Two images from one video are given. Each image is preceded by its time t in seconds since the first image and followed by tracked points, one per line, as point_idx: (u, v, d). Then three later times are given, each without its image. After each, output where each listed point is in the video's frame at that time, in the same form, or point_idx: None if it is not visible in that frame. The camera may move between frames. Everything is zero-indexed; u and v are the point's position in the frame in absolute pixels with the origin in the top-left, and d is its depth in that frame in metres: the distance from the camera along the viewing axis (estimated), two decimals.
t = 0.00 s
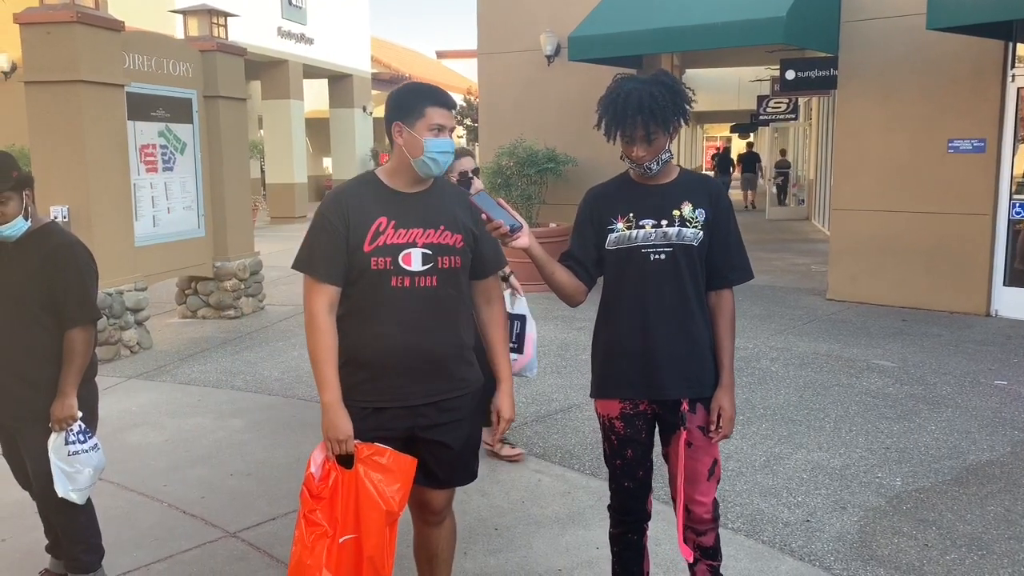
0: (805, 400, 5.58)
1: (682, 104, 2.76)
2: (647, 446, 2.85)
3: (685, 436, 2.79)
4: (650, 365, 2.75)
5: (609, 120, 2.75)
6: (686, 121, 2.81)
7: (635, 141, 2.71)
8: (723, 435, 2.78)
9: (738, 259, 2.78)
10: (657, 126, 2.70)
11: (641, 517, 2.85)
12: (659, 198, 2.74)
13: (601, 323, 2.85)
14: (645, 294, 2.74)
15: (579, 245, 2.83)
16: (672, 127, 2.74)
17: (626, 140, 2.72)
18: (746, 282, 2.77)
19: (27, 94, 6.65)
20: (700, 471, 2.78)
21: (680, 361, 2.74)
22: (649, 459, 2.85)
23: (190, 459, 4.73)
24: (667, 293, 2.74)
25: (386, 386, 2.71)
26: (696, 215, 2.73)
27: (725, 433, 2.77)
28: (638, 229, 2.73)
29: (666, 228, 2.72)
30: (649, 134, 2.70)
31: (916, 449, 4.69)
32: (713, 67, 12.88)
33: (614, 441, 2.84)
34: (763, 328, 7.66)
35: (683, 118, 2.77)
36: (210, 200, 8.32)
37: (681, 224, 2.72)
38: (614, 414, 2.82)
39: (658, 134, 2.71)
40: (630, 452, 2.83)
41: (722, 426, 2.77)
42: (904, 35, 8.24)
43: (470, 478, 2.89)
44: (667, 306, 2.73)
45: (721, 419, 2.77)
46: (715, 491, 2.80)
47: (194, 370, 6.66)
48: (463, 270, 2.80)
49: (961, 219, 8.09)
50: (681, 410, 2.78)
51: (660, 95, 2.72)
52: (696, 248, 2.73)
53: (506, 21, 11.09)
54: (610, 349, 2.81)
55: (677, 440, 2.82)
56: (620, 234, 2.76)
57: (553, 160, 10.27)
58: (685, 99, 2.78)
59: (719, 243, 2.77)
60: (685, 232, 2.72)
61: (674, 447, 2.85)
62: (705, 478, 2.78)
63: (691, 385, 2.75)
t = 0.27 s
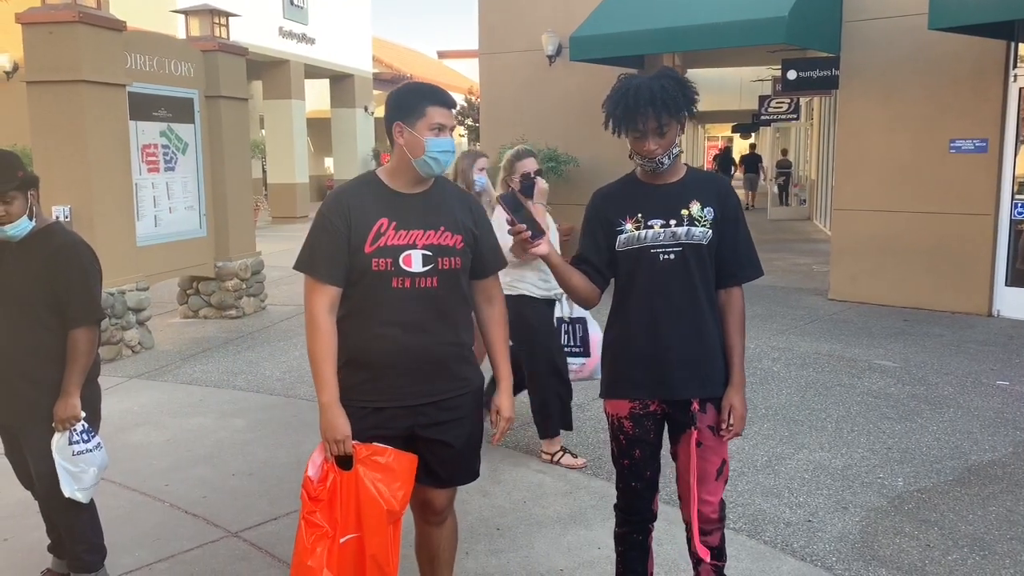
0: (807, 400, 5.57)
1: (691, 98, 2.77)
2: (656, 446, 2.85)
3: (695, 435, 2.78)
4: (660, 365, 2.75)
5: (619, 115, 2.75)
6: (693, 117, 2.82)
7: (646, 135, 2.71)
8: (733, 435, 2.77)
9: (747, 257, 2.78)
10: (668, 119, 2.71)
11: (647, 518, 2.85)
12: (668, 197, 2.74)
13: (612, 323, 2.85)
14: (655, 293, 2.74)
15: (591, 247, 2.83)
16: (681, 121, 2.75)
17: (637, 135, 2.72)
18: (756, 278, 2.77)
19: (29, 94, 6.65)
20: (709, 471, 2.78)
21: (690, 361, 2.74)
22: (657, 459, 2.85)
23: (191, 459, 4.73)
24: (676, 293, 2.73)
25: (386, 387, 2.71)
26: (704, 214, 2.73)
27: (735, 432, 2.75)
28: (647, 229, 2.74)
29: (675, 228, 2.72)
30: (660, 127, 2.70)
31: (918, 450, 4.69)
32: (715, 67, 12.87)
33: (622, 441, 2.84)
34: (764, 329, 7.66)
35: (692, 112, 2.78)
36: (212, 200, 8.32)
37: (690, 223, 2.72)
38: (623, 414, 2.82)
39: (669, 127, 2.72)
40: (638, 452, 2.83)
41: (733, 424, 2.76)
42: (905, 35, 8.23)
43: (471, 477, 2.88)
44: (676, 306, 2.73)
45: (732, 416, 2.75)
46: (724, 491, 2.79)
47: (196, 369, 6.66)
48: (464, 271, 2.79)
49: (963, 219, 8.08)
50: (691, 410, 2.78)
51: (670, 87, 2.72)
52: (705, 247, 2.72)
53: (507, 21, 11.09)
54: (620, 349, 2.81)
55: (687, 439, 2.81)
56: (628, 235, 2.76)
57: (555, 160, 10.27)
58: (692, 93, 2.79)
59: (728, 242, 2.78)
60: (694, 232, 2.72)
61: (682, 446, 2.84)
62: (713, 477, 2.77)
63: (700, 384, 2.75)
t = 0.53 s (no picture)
0: (808, 401, 5.57)
1: (694, 97, 2.77)
2: (661, 447, 2.85)
3: (701, 436, 2.78)
4: (666, 365, 2.76)
5: (621, 116, 2.76)
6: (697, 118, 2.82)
7: (648, 136, 2.72)
8: (740, 435, 2.78)
9: (756, 256, 2.78)
10: (670, 120, 2.72)
11: (651, 518, 2.85)
12: (675, 198, 2.74)
13: (621, 323, 2.86)
14: (663, 294, 2.75)
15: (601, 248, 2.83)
16: (684, 121, 2.75)
17: (640, 136, 2.73)
18: (765, 278, 2.77)
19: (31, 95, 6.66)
20: (714, 472, 2.79)
21: (697, 361, 2.74)
22: (662, 459, 2.85)
23: (193, 459, 4.74)
24: (683, 293, 2.73)
25: (387, 387, 2.72)
26: (712, 214, 2.73)
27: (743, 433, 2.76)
28: (655, 229, 2.74)
29: (682, 228, 2.72)
30: (661, 127, 2.71)
31: (919, 450, 4.69)
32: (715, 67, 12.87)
33: (627, 441, 2.85)
34: (765, 329, 7.66)
35: (695, 112, 2.78)
36: (214, 200, 8.33)
37: (697, 223, 2.72)
38: (629, 413, 2.83)
39: (670, 127, 2.72)
40: (643, 452, 2.83)
41: (741, 424, 2.76)
42: (907, 35, 8.23)
43: (470, 475, 2.89)
44: (684, 306, 2.73)
45: (741, 417, 2.76)
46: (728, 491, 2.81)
47: (197, 370, 6.67)
48: (464, 271, 2.80)
49: (964, 220, 8.08)
50: (698, 411, 2.78)
51: (672, 88, 2.73)
52: (713, 246, 2.73)
53: (508, 21, 11.09)
54: (626, 348, 2.81)
55: (692, 440, 2.81)
56: (637, 236, 2.76)
57: (556, 160, 10.27)
58: (696, 93, 2.79)
59: (736, 241, 2.77)
60: (701, 231, 2.72)
61: (686, 447, 2.84)
62: (718, 478, 2.79)
63: (708, 385, 2.74)
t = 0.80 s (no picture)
0: (808, 401, 5.57)
1: (696, 95, 2.76)
2: (661, 447, 2.85)
3: (701, 438, 2.79)
4: (667, 365, 2.76)
5: (621, 113, 2.77)
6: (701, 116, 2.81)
7: (647, 132, 2.72)
8: (739, 437, 2.78)
9: (758, 257, 2.77)
10: (669, 115, 2.71)
11: (651, 518, 2.85)
12: (677, 198, 2.74)
13: (621, 322, 2.86)
14: (663, 294, 2.75)
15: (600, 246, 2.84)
16: (686, 118, 2.75)
17: (639, 132, 2.73)
18: (766, 280, 2.76)
19: (32, 95, 6.66)
20: (714, 472, 2.79)
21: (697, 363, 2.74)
22: (662, 460, 2.85)
23: (193, 459, 4.74)
24: (684, 293, 2.73)
25: (387, 386, 2.72)
26: (714, 215, 2.73)
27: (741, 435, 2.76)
28: (656, 229, 2.74)
29: (683, 228, 2.72)
30: (660, 123, 2.71)
31: (920, 450, 4.68)
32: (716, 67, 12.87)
33: (627, 441, 2.85)
34: (765, 329, 7.66)
35: (698, 110, 2.77)
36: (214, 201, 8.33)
37: (699, 224, 2.72)
38: (629, 413, 2.84)
39: (670, 123, 2.72)
40: (643, 452, 2.84)
41: (740, 427, 2.76)
42: (907, 35, 8.23)
43: (471, 475, 2.89)
44: (684, 306, 2.73)
45: (740, 420, 2.76)
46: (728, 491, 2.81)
47: (197, 370, 6.67)
48: (465, 268, 2.80)
49: (965, 220, 8.08)
50: (698, 411, 2.78)
51: (672, 83, 2.72)
52: (714, 247, 2.72)
53: (509, 22, 11.09)
54: (627, 348, 2.82)
55: (692, 441, 2.82)
56: (638, 235, 2.76)
57: (556, 160, 10.27)
58: (699, 91, 2.79)
59: (738, 241, 2.77)
60: (703, 232, 2.72)
61: (687, 448, 2.85)
62: (717, 479, 2.79)
63: (707, 385, 2.74)
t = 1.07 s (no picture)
0: (808, 402, 5.57)
1: (702, 100, 2.77)
2: (658, 447, 2.85)
3: (698, 439, 2.79)
4: (664, 365, 2.76)
5: (627, 110, 2.77)
6: (705, 122, 2.82)
7: (651, 131, 2.72)
8: (735, 440, 2.78)
9: (755, 260, 2.78)
10: (674, 116, 2.71)
11: (649, 519, 2.84)
12: (675, 198, 2.74)
13: (616, 320, 2.86)
14: (659, 295, 2.75)
15: (595, 244, 2.82)
16: (691, 121, 2.75)
17: (644, 130, 2.73)
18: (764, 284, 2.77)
19: (32, 95, 6.66)
20: (712, 473, 2.79)
21: (693, 363, 2.74)
22: (659, 461, 2.85)
23: (193, 459, 4.74)
24: (682, 294, 2.73)
25: (387, 384, 2.71)
26: (712, 216, 2.73)
27: (736, 437, 2.76)
28: (654, 229, 2.74)
29: (681, 229, 2.72)
30: (665, 123, 2.71)
31: (920, 451, 4.68)
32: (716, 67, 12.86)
33: (624, 441, 2.85)
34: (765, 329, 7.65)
35: (703, 115, 2.78)
36: (214, 201, 8.33)
37: (697, 225, 2.72)
38: (626, 414, 2.83)
39: (675, 125, 2.71)
40: (640, 452, 2.83)
41: (734, 430, 2.76)
42: (907, 35, 8.23)
43: (473, 476, 2.88)
44: (680, 307, 2.73)
45: (734, 423, 2.76)
46: (726, 492, 2.81)
47: (197, 370, 6.67)
48: (465, 265, 2.80)
49: (965, 220, 8.07)
50: (694, 412, 2.78)
51: (680, 85, 2.73)
52: (712, 249, 2.72)
53: (509, 22, 11.09)
54: (624, 348, 2.82)
55: (689, 442, 2.82)
56: (635, 235, 2.76)
57: (556, 160, 10.27)
58: (706, 97, 2.80)
59: (736, 242, 2.77)
60: (700, 234, 2.72)
61: (684, 449, 2.85)
62: (716, 479, 2.79)
63: (704, 386, 2.74)
